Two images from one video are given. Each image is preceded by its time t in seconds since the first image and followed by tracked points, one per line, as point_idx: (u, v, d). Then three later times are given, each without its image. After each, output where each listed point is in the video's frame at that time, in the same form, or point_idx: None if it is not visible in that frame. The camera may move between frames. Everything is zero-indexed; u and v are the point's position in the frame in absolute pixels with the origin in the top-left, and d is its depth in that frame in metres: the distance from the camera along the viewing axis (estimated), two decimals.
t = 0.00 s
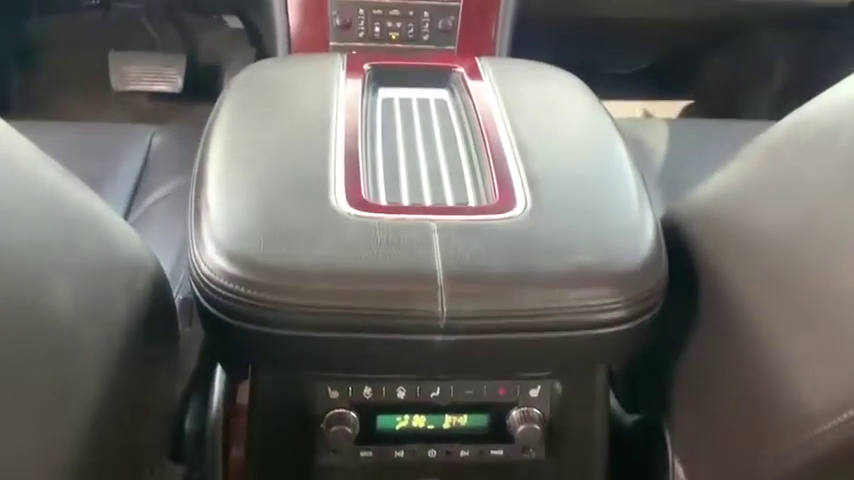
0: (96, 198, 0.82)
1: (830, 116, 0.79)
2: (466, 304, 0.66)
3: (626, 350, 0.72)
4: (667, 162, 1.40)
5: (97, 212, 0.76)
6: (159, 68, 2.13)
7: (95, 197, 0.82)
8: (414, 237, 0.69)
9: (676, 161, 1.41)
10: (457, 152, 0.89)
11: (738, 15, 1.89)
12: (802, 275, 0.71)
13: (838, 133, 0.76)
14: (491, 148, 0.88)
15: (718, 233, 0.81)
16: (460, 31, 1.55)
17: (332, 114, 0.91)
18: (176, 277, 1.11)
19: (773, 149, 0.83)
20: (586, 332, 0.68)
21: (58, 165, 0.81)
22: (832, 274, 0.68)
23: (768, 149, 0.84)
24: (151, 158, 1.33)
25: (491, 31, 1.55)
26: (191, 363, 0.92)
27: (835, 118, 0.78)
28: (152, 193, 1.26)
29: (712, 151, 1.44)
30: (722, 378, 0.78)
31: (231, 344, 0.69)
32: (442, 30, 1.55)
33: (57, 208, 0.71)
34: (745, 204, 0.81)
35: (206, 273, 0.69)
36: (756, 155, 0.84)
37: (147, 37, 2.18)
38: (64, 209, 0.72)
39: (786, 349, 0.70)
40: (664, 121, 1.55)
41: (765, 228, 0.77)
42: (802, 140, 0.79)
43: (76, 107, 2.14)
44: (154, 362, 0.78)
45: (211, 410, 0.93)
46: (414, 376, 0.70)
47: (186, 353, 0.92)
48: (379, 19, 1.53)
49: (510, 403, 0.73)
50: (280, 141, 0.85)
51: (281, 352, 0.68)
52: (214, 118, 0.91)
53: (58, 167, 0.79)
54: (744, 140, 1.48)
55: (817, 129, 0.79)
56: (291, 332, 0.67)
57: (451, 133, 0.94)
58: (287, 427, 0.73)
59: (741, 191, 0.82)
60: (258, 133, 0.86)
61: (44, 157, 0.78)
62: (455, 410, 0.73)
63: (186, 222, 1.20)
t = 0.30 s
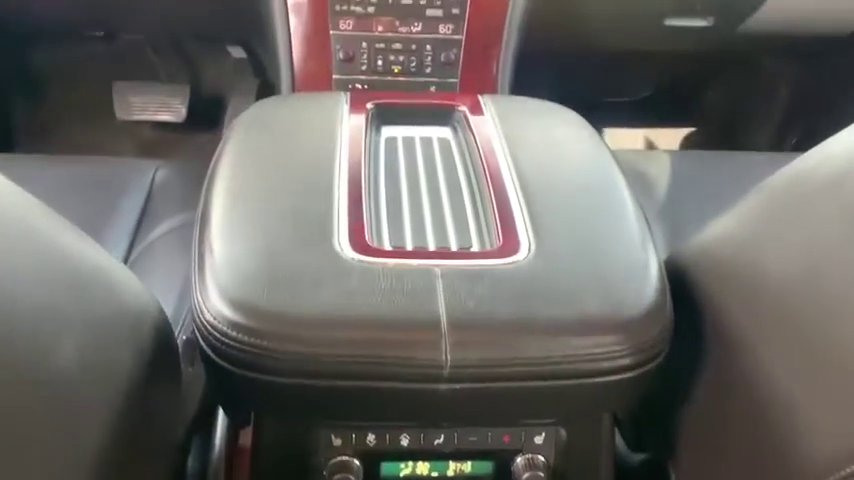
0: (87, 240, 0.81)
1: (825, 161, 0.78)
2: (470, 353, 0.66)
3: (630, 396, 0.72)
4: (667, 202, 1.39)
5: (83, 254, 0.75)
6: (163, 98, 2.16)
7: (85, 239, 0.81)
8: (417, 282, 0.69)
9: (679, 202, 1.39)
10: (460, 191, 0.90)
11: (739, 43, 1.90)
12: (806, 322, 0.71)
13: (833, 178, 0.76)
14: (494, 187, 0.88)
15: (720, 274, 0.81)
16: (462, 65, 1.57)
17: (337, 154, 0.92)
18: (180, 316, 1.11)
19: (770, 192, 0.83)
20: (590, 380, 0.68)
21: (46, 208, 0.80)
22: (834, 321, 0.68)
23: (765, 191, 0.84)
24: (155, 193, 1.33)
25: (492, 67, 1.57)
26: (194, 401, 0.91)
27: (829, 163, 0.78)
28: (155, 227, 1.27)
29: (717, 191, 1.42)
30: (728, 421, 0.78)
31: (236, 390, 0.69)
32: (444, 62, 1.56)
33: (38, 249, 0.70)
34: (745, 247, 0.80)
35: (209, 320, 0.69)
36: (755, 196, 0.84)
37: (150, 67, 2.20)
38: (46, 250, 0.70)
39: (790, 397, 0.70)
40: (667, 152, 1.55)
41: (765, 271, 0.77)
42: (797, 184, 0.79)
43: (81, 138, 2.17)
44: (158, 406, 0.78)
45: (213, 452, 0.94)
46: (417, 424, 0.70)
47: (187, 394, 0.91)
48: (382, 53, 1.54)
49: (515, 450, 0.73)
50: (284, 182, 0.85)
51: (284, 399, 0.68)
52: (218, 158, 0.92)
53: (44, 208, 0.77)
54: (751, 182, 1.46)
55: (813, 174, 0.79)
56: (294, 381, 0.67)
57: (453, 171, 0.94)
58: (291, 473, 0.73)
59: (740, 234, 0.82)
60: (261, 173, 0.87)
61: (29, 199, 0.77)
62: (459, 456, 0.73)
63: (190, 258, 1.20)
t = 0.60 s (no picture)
0: (82, 285, 0.81)
1: (839, 206, 0.79)
2: (479, 400, 0.66)
3: (638, 441, 0.71)
4: (673, 237, 1.37)
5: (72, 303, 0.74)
6: (168, 124, 2.15)
7: (79, 284, 0.81)
8: (426, 331, 0.70)
9: (685, 237, 1.37)
10: (466, 227, 0.89)
11: (747, 67, 1.90)
12: (818, 367, 0.70)
13: (845, 224, 0.77)
14: (501, 225, 0.88)
15: (729, 314, 0.81)
16: (467, 93, 1.57)
17: (344, 190, 0.92)
18: (186, 351, 1.11)
19: (783, 236, 0.82)
20: (596, 430, 0.69)
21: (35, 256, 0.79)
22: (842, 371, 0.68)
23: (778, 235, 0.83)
24: (159, 226, 1.33)
25: (497, 97, 1.58)
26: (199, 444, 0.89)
27: (843, 208, 0.79)
28: (162, 258, 1.27)
29: (725, 227, 1.40)
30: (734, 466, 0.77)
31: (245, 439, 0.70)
32: (450, 91, 1.57)
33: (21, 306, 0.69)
34: (755, 289, 0.80)
35: (214, 369, 0.70)
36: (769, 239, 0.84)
37: (155, 94, 2.20)
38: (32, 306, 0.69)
39: (798, 444, 0.69)
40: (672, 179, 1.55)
41: (775, 315, 0.76)
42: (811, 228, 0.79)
43: (87, 165, 2.18)
44: (168, 455, 0.77)
45: None
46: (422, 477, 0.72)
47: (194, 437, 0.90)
48: (387, 81, 1.55)
49: None
50: (290, 221, 0.85)
51: (293, 447, 0.69)
52: (225, 195, 0.92)
53: (32, 258, 0.77)
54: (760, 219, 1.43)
55: (826, 219, 0.80)
56: (302, 431, 0.68)
57: (460, 206, 0.93)
58: None
59: (752, 277, 0.81)
60: (268, 211, 0.87)
61: (16, 250, 0.76)
62: None
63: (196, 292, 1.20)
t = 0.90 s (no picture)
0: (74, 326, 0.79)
1: None
2: (489, 448, 0.65)
3: None
4: (686, 277, 1.33)
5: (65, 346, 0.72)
6: (171, 146, 2.16)
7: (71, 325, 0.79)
8: (434, 372, 0.68)
9: (698, 277, 1.34)
10: (474, 260, 0.88)
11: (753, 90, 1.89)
12: (830, 411, 0.69)
13: None
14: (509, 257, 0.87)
15: (742, 350, 0.80)
16: (473, 118, 1.56)
17: (350, 220, 0.91)
18: (188, 383, 1.09)
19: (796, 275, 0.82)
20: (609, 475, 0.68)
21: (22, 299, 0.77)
22: None
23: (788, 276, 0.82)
24: (162, 254, 1.32)
25: (502, 123, 1.57)
26: None
27: None
28: (165, 286, 1.25)
29: (738, 264, 1.37)
30: None
31: None
32: (455, 115, 1.56)
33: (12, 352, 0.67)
34: (769, 328, 0.78)
35: (216, 412, 0.69)
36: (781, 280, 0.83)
37: (157, 115, 2.19)
38: (24, 352, 0.67)
39: None
40: (681, 204, 1.53)
41: (790, 354, 0.75)
42: (826, 268, 0.78)
43: (90, 186, 2.16)
44: None
45: None
46: None
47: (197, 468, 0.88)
48: (392, 105, 1.55)
49: None
50: (294, 254, 0.84)
51: None
52: (229, 227, 0.91)
53: (21, 301, 0.75)
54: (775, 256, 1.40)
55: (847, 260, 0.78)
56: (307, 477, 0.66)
57: (468, 239, 0.92)
58: None
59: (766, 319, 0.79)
60: (272, 244, 0.86)
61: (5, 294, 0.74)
62: None
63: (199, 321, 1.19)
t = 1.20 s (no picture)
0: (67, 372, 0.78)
1: None
2: None
3: None
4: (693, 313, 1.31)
5: (53, 402, 0.70)
6: (174, 166, 2.14)
7: (64, 370, 0.78)
8: (437, 411, 0.69)
9: (705, 312, 1.32)
10: (478, 292, 0.88)
11: (757, 111, 1.88)
12: (834, 455, 0.70)
13: None
14: (512, 286, 0.87)
15: (742, 388, 0.81)
16: (476, 139, 1.56)
17: (351, 249, 0.91)
18: (189, 410, 1.07)
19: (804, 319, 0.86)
20: None
21: (13, 346, 0.76)
22: None
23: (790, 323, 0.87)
24: (164, 277, 1.32)
25: (506, 144, 1.56)
26: None
27: None
28: (165, 313, 1.24)
29: (747, 298, 1.34)
30: None
31: None
32: (458, 137, 1.55)
33: None
34: (777, 368, 0.79)
35: (213, 452, 0.70)
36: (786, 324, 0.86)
37: (159, 135, 2.18)
38: (13, 404, 0.67)
39: None
40: (684, 225, 1.52)
41: (800, 393, 0.76)
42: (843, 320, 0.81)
43: (93, 207, 2.18)
44: None
45: None
46: None
47: None
48: (395, 127, 1.54)
49: None
50: (295, 285, 0.84)
51: None
52: (232, 253, 0.91)
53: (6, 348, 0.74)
54: (787, 288, 1.37)
55: None
56: None
57: (472, 270, 0.92)
58: None
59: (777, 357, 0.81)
60: (273, 273, 0.86)
61: None
62: None
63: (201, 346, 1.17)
